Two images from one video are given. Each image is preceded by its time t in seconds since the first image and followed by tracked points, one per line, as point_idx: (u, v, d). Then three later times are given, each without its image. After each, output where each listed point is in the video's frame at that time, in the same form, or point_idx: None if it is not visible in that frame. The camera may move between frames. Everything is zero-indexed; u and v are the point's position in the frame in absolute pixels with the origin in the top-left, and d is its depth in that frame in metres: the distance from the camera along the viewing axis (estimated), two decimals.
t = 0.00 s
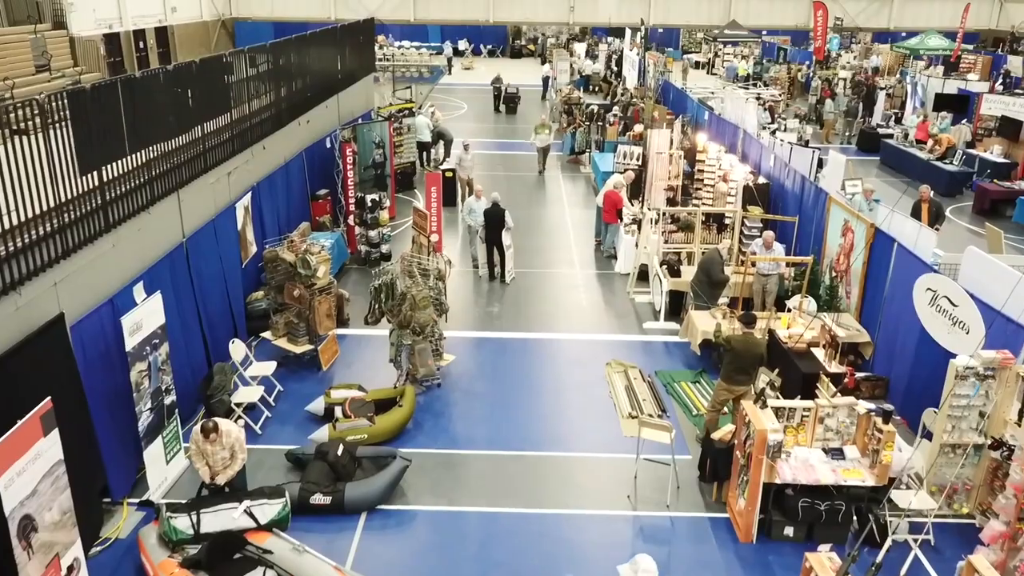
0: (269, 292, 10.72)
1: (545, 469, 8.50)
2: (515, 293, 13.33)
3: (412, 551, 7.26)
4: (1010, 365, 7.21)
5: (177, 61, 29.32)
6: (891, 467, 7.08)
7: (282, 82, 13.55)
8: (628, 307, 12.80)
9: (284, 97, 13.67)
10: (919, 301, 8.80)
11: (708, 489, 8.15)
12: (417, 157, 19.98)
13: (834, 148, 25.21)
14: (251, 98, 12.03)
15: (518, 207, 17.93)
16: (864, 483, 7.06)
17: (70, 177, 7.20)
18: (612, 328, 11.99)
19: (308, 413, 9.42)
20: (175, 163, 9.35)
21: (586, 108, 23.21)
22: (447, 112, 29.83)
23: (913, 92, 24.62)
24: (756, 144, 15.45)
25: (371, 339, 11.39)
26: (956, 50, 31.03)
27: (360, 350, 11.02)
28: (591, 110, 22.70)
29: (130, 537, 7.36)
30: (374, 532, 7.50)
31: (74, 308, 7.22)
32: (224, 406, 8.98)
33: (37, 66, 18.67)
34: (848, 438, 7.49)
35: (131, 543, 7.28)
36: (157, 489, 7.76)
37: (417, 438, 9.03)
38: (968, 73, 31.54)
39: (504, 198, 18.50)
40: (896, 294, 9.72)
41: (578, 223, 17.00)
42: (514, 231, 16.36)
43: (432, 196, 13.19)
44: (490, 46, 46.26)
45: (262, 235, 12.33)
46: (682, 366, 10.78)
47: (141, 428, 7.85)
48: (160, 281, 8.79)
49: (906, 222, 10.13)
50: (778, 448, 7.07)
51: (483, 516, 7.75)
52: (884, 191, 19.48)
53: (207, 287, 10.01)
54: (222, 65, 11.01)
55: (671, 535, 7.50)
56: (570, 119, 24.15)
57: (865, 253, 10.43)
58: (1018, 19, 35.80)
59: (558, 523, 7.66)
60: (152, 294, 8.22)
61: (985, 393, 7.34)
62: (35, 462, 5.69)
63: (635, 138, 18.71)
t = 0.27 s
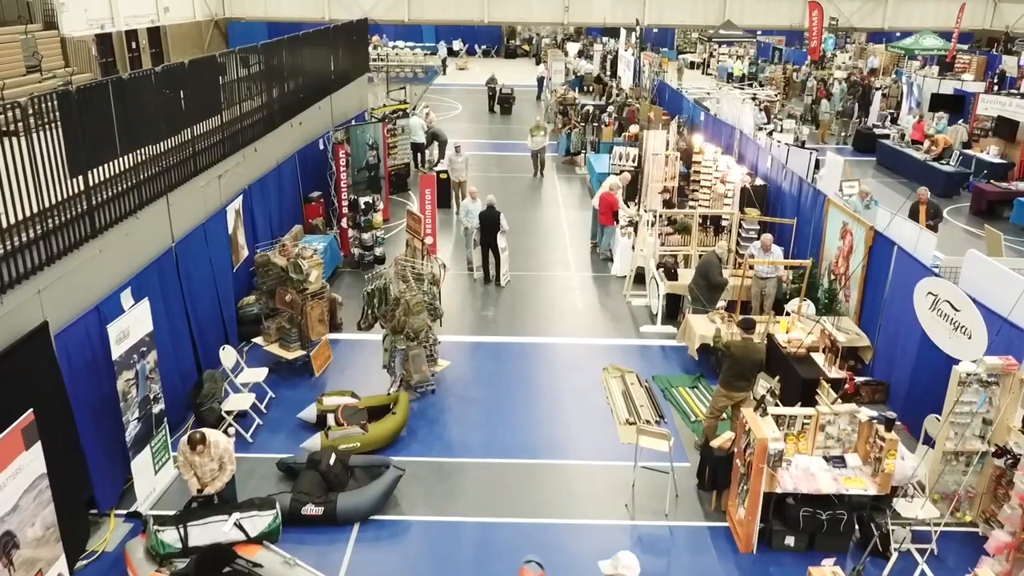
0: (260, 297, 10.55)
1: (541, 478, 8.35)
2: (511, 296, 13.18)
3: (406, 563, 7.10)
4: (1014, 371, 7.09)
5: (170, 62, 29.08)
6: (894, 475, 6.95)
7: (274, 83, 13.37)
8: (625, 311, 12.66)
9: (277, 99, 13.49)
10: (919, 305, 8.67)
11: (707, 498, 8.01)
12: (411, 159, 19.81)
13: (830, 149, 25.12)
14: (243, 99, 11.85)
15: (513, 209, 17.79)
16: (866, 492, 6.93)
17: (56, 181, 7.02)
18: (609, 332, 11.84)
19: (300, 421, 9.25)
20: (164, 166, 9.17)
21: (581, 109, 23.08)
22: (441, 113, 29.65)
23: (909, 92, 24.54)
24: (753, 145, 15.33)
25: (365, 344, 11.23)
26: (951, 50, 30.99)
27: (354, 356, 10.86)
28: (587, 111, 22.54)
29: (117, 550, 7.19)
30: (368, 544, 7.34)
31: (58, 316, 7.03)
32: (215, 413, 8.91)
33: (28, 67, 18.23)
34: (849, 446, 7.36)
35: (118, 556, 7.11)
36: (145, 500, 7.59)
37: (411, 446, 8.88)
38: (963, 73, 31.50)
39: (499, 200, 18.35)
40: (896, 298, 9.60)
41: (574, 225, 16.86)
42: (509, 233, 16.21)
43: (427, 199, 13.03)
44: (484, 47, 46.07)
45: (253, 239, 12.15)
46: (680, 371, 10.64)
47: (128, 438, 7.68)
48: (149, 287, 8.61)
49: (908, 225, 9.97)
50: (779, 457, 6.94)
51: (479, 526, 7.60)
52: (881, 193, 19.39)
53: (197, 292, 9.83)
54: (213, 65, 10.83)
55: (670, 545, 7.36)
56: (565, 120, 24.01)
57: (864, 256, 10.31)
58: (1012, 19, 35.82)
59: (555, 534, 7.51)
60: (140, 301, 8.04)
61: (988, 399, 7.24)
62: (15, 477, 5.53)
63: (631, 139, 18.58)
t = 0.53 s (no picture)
0: (242, 303, 10.33)
1: (530, 487, 8.20)
2: (499, 300, 13.03)
3: None
4: (1009, 377, 7.00)
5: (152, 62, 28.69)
6: (888, 483, 6.85)
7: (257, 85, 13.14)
8: (613, 314, 12.53)
9: (259, 101, 13.27)
10: (911, 308, 8.57)
11: (699, 506, 7.88)
12: (397, 160, 19.61)
13: (818, 149, 25.10)
14: (224, 102, 11.61)
15: (500, 211, 17.64)
16: (860, 501, 6.83)
17: (27, 188, 6.79)
18: (598, 336, 11.70)
19: (284, 430, 9.06)
20: (142, 171, 8.94)
21: (569, 109, 22.94)
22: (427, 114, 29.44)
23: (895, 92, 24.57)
24: (741, 146, 15.23)
25: (350, 350, 11.04)
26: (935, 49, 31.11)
27: (339, 363, 10.67)
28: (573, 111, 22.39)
29: (93, 567, 6.98)
30: (353, 558, 7.16)
31: (30, 328, 6.79)
32: (196, 424, 8.75)
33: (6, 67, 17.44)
34: (843, 453, 7.25)
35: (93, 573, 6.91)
36: (123, 515, 7.38)
37: (397, 455, 8.71)
38: (948, 72, 31.61)
39: (486, 202, 18.19)
40: (887, 300, 9.51)
41: (562, 227, 16.72)
42: (497, 236, 16.06)
43: (413, 202, 12.85)
44: (471, 47, 45.85)
45: (236, 243, 11.93)
46: (670, 376, 10.52)
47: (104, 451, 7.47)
48: (127, 296, 8.39)
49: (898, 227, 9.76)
50: (772, 466, 6.81)
51: (467, 538, 7.44)
52: (869, 193, 19.35)
53: (178, 300, 9.63)
54: (193, 68, 10.61)
55: (662, 555, 7.23)
56: (552, 120, 23.87)
57: (855, 259, 10.22)
58: (996, 18, 36.02)
59: (544, 545, 7.36)
60: (117, 310, 7.83)
61: (982, 404, 7.16)
62: None
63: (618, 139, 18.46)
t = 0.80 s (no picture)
0: (228, 309, 10.13)
1: (523, 496, 8.05)
2: (490, 303, 12.88)
3: None
4: (1008, 382, 6.91)
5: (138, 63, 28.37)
6: (887, 491, 6.75)
7: (242, 86, 12.94)
8: (605, 317, 12.41)
9: (245, 103, 13.08)
10: (907, 311, 8.47)
11: (694, 515, 7.76)
12: (387, 161, 19.43)
13: (808, 149, 25.07)
14: (209, 103, 11.41)
15: (491, 213, 17.49)
16: (857, 509, 6.73)
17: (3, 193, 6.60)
18: (590, 340, 11.58)
19: (271, 439, 8.88)
20: (124, 175, 8.75)
21: (559, 110, 22.80)
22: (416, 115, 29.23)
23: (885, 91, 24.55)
24: (732, 147, 15.14)
25: (339, 355, 10.88)
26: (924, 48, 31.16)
27: (328, 369, 10.48)
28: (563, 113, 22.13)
29: None
30: (342, 571, 7.00)
31: (7, 338, 6.60)
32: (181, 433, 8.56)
33: None
34: (840, 460, 7.15)
35: None
36: (106, 529, 7.19)
37: (387, 464, 8.55)
38: (936, 71, 31.68)
39: (476, 204, 18.04)
40: (882, 303, 9.42)
41: (553, 229, 16.59)
42: (488, 238, 15.91)
43: (402, 205, 12.69)
44: (460, 47, 45.67)
45: (222, 248, 11.73)
46: (664, 381, 10.40)
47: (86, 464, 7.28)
48: (110, 303, 8.20)
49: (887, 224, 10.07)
50: (769, 475, 6.68)
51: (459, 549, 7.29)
52: (860, 193, 19.31)
53: (162, 306, 9.44)
54: (177, 69, 10.40)
55: (657, 565, 7.10)
56: (542, 120, 23.73)
57: (849, 261, 10.13)
58: (983, 17, 36.13)
59: (537, 556, 7.22)
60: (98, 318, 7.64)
61: (980, 409, 7.06)
62: None
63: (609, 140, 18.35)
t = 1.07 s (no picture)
0: (225, 313, 9.99)
1: (523, 504, 7.92)
2: (490, 306, 12.75)
3: None
4: (1018, 390, 6.77)
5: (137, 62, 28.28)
6: (895, 501, 6.62)
7: (240, 87, 12.80)
8: (607, 320, 12.28)
9: (243, 104, 12.94)
10: (914, 316, 8.34)
11: (698, 524, 7.63)
12: (386, 162, 19.29)
13: (810, 150, 24.96)
14: (206, 105, 11.27)
15: (491, 214, 17.37)
16: (865, 519, 6.59)
17: None
18: (591, 344, 11.45)
19: (268, 446, 8.75)
20: (119, 177, 8.61)
21: (560, 110, 22.67)
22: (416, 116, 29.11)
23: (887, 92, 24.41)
24: (735, 148, 15.00)
25: (337, 360, 10.75)
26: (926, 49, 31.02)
27: (326, 374, 10.35)
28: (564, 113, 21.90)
29: None
30: None
31: None
32: (176, 440, 8.46)
33: None
34: (846, 469, 7.02)
35: None
36: (99, 539, 7.06)
37: (386, 471, 8.42)
38: (938, 71, 31.53)
39: (477, 206, 17.91)
40: (888, 308, 9.29)
41: (554, 231, 16.46)
42: (488, 240, 15.78)
43: (402, 208, 12.55)
44: (460, 47, 45.54)
45: (219, 250, 11.60)
46: (666, 386, 10.26)
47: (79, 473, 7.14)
48: (104, 308, 8.07)
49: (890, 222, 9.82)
50: (775, 484, 6.54)
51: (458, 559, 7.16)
52: (863, 195, 19.18)
53: (158, 310, 9.31)
54: (173, 70, 10.27)
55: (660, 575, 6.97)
56: (542, 121, 23.60)
57: (853, 265, 9.99)
58: (984, 17, 35.96)
59: (538, 566, 7.08)
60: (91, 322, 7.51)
61: (989, 417, 6.94)
62: None
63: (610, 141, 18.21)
